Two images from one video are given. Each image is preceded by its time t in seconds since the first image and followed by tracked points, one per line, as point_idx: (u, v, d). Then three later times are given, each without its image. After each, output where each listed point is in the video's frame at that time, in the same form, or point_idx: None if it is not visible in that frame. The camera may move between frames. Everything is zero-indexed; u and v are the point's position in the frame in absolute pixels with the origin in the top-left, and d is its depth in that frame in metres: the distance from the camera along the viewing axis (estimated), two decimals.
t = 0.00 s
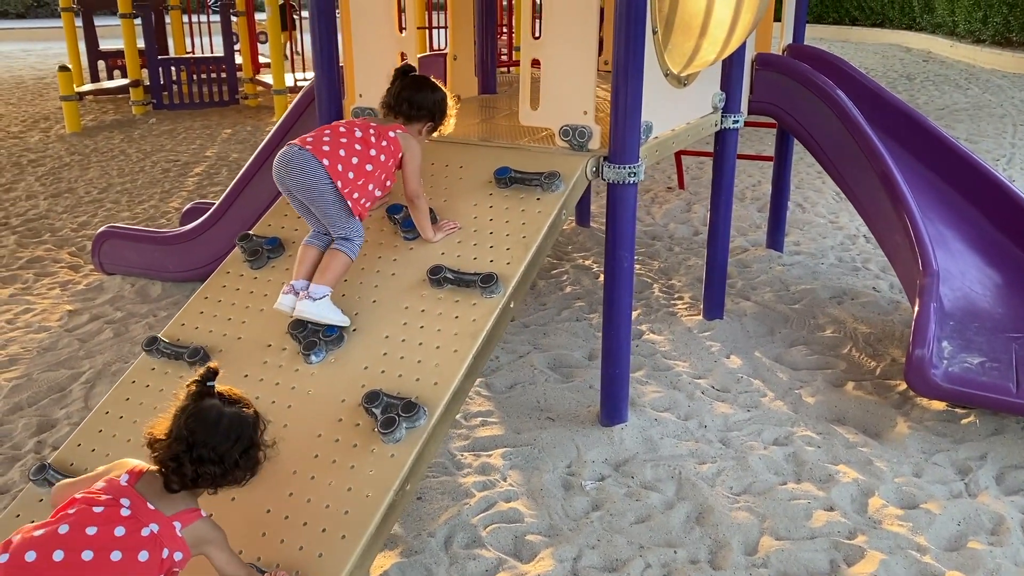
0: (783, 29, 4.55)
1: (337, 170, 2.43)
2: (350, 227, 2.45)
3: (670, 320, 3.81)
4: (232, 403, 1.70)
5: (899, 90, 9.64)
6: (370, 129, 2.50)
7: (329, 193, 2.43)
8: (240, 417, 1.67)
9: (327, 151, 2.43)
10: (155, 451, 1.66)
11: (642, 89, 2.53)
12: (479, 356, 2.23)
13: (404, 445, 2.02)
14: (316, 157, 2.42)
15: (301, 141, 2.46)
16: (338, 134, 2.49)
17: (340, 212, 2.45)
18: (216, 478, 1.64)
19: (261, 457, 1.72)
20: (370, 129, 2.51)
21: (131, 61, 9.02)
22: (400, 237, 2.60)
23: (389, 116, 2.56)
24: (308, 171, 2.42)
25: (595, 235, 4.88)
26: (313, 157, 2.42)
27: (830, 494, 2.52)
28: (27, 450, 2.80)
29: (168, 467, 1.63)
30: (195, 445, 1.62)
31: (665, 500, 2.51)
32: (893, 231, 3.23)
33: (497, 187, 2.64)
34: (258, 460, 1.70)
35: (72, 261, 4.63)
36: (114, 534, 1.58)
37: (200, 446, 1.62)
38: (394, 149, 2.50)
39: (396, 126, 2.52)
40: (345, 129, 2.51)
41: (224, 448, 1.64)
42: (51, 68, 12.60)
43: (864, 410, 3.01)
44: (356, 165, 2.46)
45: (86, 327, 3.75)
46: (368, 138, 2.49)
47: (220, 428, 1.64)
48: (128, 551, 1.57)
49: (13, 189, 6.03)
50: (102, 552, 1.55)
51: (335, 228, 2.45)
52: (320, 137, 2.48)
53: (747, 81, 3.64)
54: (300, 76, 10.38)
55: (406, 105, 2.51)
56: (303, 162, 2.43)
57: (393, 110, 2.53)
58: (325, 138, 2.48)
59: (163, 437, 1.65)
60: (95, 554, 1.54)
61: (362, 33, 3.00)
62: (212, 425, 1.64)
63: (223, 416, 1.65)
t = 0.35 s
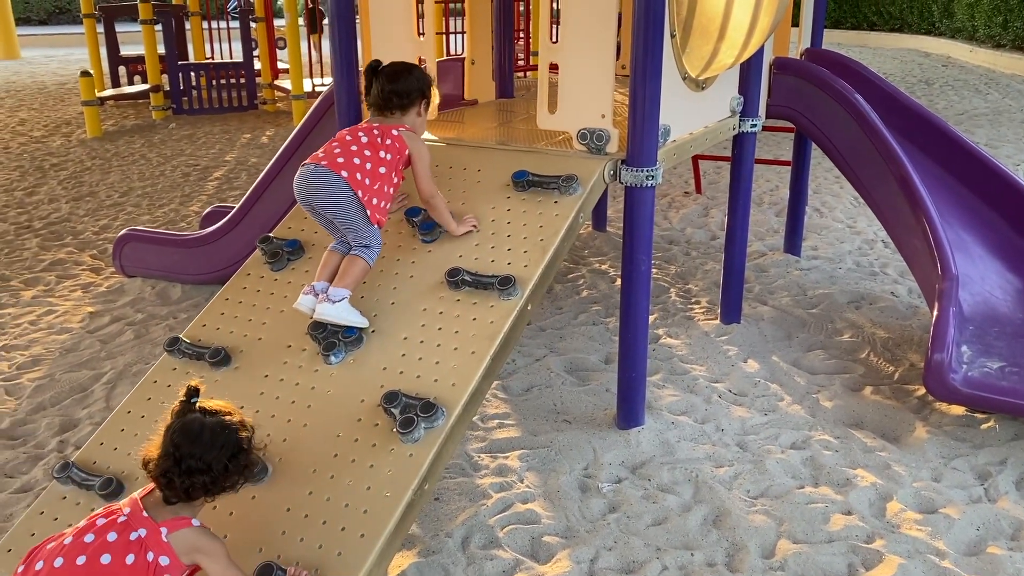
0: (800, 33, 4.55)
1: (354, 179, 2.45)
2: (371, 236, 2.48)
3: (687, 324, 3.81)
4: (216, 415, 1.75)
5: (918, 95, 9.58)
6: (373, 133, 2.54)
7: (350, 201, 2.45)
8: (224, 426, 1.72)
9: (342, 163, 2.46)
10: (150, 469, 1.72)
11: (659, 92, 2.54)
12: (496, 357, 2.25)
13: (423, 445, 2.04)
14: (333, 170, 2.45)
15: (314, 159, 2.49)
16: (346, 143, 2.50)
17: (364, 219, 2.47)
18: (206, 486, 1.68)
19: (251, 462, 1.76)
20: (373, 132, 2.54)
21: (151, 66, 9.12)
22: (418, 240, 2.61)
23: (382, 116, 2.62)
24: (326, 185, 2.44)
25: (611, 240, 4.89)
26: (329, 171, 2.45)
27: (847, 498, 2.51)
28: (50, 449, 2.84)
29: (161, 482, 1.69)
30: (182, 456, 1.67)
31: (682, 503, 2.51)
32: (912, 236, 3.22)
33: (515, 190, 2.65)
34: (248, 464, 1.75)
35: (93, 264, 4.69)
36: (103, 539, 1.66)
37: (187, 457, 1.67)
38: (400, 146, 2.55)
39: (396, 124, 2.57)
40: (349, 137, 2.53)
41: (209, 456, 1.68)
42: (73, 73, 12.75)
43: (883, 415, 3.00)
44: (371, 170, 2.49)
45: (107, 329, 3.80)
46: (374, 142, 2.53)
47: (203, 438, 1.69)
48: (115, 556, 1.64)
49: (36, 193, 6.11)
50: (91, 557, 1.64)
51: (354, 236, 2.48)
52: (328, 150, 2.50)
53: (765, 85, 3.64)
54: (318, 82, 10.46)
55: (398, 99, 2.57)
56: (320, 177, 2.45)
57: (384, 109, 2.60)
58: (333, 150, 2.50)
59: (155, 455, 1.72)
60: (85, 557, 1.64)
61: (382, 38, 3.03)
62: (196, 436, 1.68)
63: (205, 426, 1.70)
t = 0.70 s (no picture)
0: (815, 35, 4.58)
1: (406, 152, 2.55)
2: (388, 224, 2.51)
3: (702, 323, 3.84)
4: (212, 368, 1.80)
5: (930, 96, 9.57)
6: (418, 114, 2.65)
7: (401, 175, 2.54)
8: (221, 377, 1.77)
9: (394, 136, 2.55)
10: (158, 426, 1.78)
11: (677, 93, 2.58)
12: (518, 353, 2.29)
13: (447, 438, 2.08)
14: (387, 143, 2.53)
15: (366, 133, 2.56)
16: (395, 121, 2.60)
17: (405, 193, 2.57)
18: (214, 434, 1.75)
19: (252, 409, 1.81)
20: (417, 113, 2.65)
21: (168, 69, 9.21)
22: (439, 239, 2.65)
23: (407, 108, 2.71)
24: (381, 156, 2.52)
25: (625, 240, 4.93)
26: (383, 143, 2.53)
27: (864, 494, 2.54)
28: (78, 444, 2.89)
29: (169, 436, 1.76)
30: (185, 411, 1.73)
31: (700, 498, 2.54)
32: (927, 236, 3.24)
33: (535, 190, 2.70)
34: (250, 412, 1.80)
35: (114, 264, 4.76)
36: (135, 494, 1.72)
37: (189, 410, 1.73)
38: (443, 126, 2.67)
39: (435, 107, 2.69)
40: (395, 117, 2.63)
41: (210, 407, 1.73)
42: (89, 77, 12.88)
43: (898, 412, 3.02)
44: (419, 145, 2.59)
45: (130, 327, 3.86)
46: (420, 121, 2.63)
47: (202, 390, 1.74)
48: (150, 506, 1.70)
49: (56, 194, 6.20)
50: (127, 513, 1.69)
51: (376, 224, 2.51)
52: (378, 127, 2.58)
53: (781, 86, 3.67)
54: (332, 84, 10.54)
55: (425, 89, 2.68)
56: (374, 149, 2.52)
57: (412, 102, 2.69)
58: (382, 126, 2.59)
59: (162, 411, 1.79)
60: (121, 513, 1.69)
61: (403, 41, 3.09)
62: (195, 389, 1.74)
63: (202, 380, 1.75)
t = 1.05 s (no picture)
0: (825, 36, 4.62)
1: (455, 146, 2.66)
2: (419, 218, 2.56)
3: (714, 321, 3.88)
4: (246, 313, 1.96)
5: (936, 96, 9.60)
6: (456, 105, 2.74)
7: (449, 169, 2.66)
8: (252, 322, 1.92)
9: (441, 131, 2.65)
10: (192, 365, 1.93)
11: (693, 93, 2.62)
12: (539, 349, 2.34)
13: (470, 432, 2.13)
14: (437, 139, 2.63)
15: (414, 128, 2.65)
16: (437, 112, 2.69)
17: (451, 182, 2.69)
18: (240, 371, 1.89)
19: (278, 354, 1.95)
20: (456, 105, 2.74)
21: (178, 71, 9.27)
22: (459, 238, 2.71)
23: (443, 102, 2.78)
24: (429, 150, 2.62)
25: (636, 239, 4.97)
26: (434, 139, 2.63)
27: (878, 487, 2.58)
28: (103, 439, 2.95)
29: (199, 370, 1.91)
30: (217, 348, 1.88)
31: (716, 492, 2.59)
32: (938, 234, 3.28)
33: (552, 189, 2.74)
34: (276, 359, 1.94)
35: (131, 264, 4.82)
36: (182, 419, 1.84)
37: (220, 347, 1.88)
38: (477, 112, 2.76)
39: (466, 98, 2.78)
40: (436, 110, 2.71)
41: (240, 347, 1.88)
42: (98, 79, 12.96)
43: (910, 408, 3.06)
44: (464, 137, 2.70)
45: (149, 326, 3.92)
46: (461, 113, 2.73)
47: (234, 330, 1.89)
48: (198, 423, 1.82)
49: (71, 195, 6.26)
50: (177, 434, 1.81)
51: (410, 216, 2.56)
52: (424, 121, 2.66)
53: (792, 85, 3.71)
54: (340, 85, 10.60)
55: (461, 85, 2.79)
56: (421, 142, 2.63)
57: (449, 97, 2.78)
58: (428, 119, 2.67)
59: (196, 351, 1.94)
60: (172, 435, 1.81)
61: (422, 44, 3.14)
62: (228, 329, 1.89)
63: (234, 322, 1.91)
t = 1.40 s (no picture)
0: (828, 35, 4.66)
1: (481, 146, 2.72)
2: (441, 215, 2.58)
3: (719, 317, 3.91)
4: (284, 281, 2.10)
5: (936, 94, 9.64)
6: (477, 102, 2.78)
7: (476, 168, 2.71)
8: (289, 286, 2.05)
9: (468, 131, 2.69)
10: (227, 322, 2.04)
11: (701, 91, 2.65)
12: (551, 343, 2.37)
13: (484, 425, 2.16)
14: (466, 140, 2.67)
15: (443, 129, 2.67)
16: (458, 110, 2.72)
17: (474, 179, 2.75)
18: (270, 327, 1.99)
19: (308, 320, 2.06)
20: (477, 102, 2.78)
21: (183, 72, 9.22)
22: (470, 233, 2.74)
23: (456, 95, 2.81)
24: (458, 152, 2.66)
25: (640, 237, 5.00)
26: (465, 141, 2.67)
27: (884, 480, 2.61)
28: (117, 434, 2.98)
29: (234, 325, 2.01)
30: (252, 304, 2.00)
31: (724, 484, 2.62)
32: (941, 231, 3.31)
33: (562, 186, 2.77)
34: (307, 324, 2.06)
35: (138, 262, 4.84)
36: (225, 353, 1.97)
37: (256, 303, 2.00)
38: (492, 104, 2.81)
39: (479, 92, 2.82)
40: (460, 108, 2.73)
41: (275, 304, 2.00)
42: (99, 79, 12.99)
43: (914, 402, 3.09)
44: (487, 135, 2.76)
45: (159, 323, 3.95)
46: (483, 110, 2.77)
47: (271, 290, 2.02)
48: (240, 358, 1.95)
49: (76, 194, 6.29)
50: (222, 361, 1.94)
51: (434, 213, 2.59)
52: (451, 122, 2.69)
53: (796, 83, 3.75)
54: (341, 85, 10.64)
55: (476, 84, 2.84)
56: (450, 145, 2.66)
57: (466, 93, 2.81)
58: (454, 119, 2.70)
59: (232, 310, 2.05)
60: (217, 361, 1.94)
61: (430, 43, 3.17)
62: (265, 288, 2.02)
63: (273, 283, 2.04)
